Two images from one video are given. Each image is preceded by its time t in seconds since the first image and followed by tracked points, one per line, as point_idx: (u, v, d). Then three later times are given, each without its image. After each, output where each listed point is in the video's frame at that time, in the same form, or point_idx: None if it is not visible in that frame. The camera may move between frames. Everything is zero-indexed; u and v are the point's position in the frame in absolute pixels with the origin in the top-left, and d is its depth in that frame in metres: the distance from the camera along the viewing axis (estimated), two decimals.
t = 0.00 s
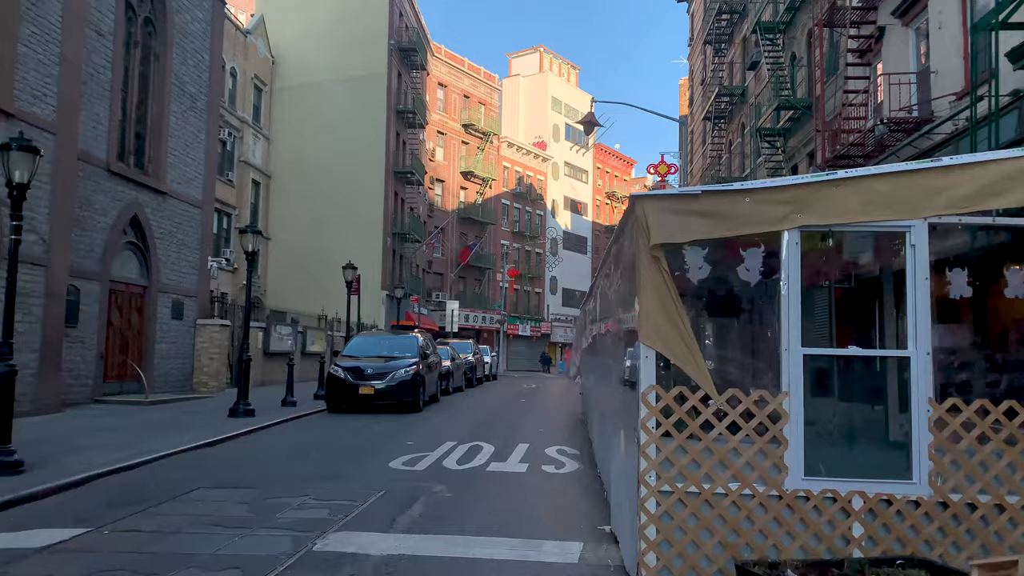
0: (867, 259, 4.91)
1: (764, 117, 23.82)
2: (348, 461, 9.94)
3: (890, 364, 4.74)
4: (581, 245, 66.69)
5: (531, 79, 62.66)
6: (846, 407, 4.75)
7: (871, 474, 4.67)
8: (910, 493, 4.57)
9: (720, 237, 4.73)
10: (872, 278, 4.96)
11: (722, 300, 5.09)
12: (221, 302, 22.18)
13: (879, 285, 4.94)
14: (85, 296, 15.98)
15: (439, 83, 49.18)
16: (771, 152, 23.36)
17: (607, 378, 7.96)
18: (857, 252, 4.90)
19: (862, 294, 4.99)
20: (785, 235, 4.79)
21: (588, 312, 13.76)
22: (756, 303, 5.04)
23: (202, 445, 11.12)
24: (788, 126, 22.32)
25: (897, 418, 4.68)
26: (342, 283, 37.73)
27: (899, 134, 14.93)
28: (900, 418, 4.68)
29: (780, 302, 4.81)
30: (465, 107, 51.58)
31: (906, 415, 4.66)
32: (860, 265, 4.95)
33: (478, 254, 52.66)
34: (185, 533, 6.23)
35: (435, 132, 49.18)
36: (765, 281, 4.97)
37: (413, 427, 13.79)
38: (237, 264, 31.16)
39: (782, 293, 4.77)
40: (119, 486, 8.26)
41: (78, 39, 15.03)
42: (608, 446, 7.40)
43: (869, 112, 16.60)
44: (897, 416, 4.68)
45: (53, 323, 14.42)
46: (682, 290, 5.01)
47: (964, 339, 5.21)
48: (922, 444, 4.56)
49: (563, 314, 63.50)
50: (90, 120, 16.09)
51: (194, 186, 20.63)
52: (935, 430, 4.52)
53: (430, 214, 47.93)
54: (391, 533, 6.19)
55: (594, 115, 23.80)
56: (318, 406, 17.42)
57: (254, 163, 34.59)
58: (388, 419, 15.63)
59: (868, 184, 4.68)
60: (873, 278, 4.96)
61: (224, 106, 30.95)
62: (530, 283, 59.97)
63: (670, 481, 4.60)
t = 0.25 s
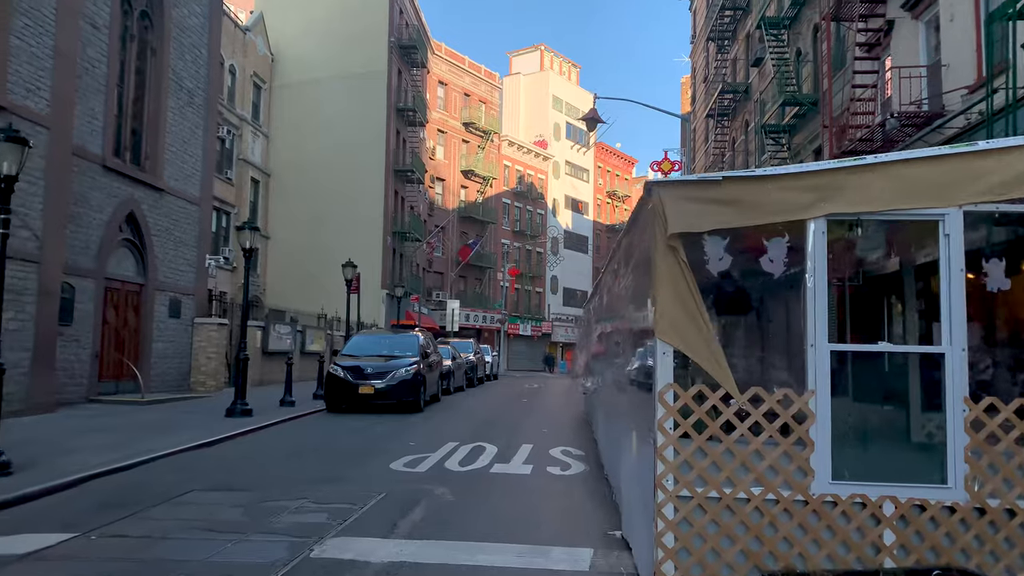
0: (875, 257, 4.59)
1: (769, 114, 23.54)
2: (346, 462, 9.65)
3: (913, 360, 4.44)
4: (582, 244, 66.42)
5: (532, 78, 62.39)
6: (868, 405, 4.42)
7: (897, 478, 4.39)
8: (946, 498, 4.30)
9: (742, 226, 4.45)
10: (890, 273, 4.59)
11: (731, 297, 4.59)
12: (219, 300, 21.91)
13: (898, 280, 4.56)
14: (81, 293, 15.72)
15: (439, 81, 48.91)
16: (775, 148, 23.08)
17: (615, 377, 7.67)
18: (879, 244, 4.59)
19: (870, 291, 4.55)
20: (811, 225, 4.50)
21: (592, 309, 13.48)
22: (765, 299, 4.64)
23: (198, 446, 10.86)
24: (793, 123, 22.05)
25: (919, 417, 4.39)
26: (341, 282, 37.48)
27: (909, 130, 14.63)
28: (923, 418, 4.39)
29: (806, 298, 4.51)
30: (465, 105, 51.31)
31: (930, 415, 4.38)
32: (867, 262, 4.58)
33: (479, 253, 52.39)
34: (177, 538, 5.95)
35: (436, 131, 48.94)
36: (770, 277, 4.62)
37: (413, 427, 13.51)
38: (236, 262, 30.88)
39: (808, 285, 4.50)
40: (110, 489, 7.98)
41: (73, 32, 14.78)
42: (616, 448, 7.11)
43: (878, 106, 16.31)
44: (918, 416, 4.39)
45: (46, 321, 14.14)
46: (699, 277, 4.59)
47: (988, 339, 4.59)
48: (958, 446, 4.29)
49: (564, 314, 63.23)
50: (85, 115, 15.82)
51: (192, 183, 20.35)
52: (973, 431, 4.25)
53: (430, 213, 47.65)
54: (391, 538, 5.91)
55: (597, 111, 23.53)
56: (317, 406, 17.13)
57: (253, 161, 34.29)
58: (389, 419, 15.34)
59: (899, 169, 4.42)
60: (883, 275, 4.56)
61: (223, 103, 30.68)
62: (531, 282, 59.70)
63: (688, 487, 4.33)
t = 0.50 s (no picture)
0: (881, 258, 4.27)
1: (774, 111, 23.26)
2: (345, 466, 9.37)
3: (935, 362, 4.14)
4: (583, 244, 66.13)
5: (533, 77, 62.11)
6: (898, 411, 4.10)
7: (925, 487, 4.11)
8: (985, 509, 4.01)
9: (766, 219, 4.18)
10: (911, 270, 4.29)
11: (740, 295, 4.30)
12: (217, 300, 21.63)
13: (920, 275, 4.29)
14: (77, 293, 15.47)
15: (439, 80, 48.62)
16: (780, 146, 22.78)
17: (624, 380, 7.38)
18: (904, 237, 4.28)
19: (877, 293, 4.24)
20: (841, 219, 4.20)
21: (596, 309, 13.19)
22: (773, 298, 4.29)
23: (193, 449, 10.60)
24: (798, 121, 21.76)
25: (943, 421, 4.10)
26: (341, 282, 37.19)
27: (919, 127, 14.34)
28: (946, 421, 4.10)
29: (834, 298, 4.22)
30: (466, 104, 51.05)
31: (953, 418, 4.10)
32: (877, 261, 4.26)
33: (479, 253, 52.11)
34: (167, 549, 5.68)
35: (436, 130, 48.68)
36: (776, 276, 4.30)
37: (414, 429, 13.23)
38: (235, 262, 30.60)
39: (838, 285, 4.20)
40: (101, 495, 7.71)
41: (68, 26, 14.52)
42: (627, 453, 6.82)
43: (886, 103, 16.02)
44: (942, 419, 4.10)
45: (39, 321, 13.86)
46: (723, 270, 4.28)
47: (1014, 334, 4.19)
48: (998, 455, 4.00)
49: (565, 314, 62.95)
50: (80, 111, 15.54)
51: (190, 181, 20.06)
52: (1013, 439, 3.98)
53: (431, 212, 47.37)
54: (392, 550, 5.64)
55: (600, 108, 23.23)
56: (317, 407, 16.86)
57: (252, 160, 34.03)
58: (389, 420, 15.07)
59: (932, 159, 4.14)
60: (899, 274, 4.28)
61: (222, 101, 30.40)
62: (532, 282, 59.42)
63: (709, 497, 4.06)
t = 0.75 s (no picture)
0: (914, 258, 3.95)
1: (780, 108, 23.00)
2: (346, 469, 9.09)
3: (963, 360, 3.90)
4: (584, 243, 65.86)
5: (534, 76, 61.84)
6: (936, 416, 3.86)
7: (966, 495, 3.85)
8: None
9: (798, 209, 3.92)
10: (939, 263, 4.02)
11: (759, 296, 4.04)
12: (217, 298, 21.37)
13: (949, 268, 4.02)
14: (73, 292, 15.21)
15: (440, 79, 48.35)
16: (786, 143, 22.51)
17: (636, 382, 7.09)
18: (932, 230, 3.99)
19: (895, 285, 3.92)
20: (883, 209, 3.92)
21: (603, 306, 12.93)
22: (785, 296, 4.05)
23: (190, 451, 10.34)
24: (804, 118, 21.50)
25: (971, 424, 3.89)
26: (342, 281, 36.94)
27: (930, 122, 14.07)
28: (975, 424, 3.89)
29: (870, 294, 3.92)
30: (467, 103, 50.79)
31: (982, 421, 3.88)
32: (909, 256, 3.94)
33: (480, 252, 51.83)
34: (161, 557, 5.42)
35: (437, 129, 48.42)
36: (795, 272, 4.04)
37: (415, 430, 12.96)
38: (235, 261, 30.33)
39: (874, 280, 3.91)
40: (92, 500, 7.43)
41: (64, 19, 14.27)
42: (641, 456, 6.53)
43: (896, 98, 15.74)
44: (972, 422, 3.90)
45: (33, 320, 13.59)
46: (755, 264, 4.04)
47: None
48: None
49: (566, 313, 62.66)
50: (76, 106, 15.28)
51: (188, 178, 19.79)
52: None
53: (431, 212, 47.12)
54: (396, 558, 5.37)
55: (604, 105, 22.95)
56: (317, 407, 16.59)
57: (252, 159, 33.77)
58: (390, 421, 14.81)
59: (972, 144, 3.87)
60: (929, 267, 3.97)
61: (221, 98, 30.12)
62: (533, 281, 59.16)
63: (740, 505, 3.80)
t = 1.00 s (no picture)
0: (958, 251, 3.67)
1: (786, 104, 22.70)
2: (347, 473, 8.79)
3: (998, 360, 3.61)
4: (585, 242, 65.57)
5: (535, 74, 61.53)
6: (976, 421, 3.57)
7: (1018, 508, 3.57)
8: None
9: (839, 197, 3.63)
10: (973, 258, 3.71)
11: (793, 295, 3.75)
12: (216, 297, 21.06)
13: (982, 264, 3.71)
14: (68, 291, 14.90)
15: (440, 77, 48.07)
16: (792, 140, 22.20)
17: (650, 382, 6.80)
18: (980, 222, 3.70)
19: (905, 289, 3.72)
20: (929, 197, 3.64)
21: (610, 306, 12.64)
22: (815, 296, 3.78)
23: (186, 454, 10.03)
24: (812, 114, 21.20)
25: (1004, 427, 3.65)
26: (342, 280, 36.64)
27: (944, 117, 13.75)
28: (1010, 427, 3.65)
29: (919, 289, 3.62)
30: (468, 101, 50.49)
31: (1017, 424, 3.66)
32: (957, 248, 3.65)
33: (481, 251, 51.53)
34: (153, 569, 5.11)
35: (438, 127, 48.12)
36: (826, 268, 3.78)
37: (418, 432, 12.66)
38: (234, 260, 30.02)
39: (921, 276, 3.61)
40: (82, 506, 7.12)
41: (58, 11, 13.95)
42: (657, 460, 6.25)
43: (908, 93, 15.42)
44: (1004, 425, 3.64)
45: (27, 319, 13.29)
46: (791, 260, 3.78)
47: None
48: None
49: (567, 313, 62.36)
50: (72, 101, 14.97)
51: (187, 175, 19.48)
52: None
53: (432, 210, 46.81)
54: (402, 570, 5.06)
55: (608, 101, 22.65)
56: (317, 408, 16.29)
57: (252, 157, 33.46)
58: (392, 422, 14.51)
59: None
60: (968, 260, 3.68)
61: (220, 96, 29.81)
62: (534, 281, 58.85)
63: (776, 517, 3.50)
